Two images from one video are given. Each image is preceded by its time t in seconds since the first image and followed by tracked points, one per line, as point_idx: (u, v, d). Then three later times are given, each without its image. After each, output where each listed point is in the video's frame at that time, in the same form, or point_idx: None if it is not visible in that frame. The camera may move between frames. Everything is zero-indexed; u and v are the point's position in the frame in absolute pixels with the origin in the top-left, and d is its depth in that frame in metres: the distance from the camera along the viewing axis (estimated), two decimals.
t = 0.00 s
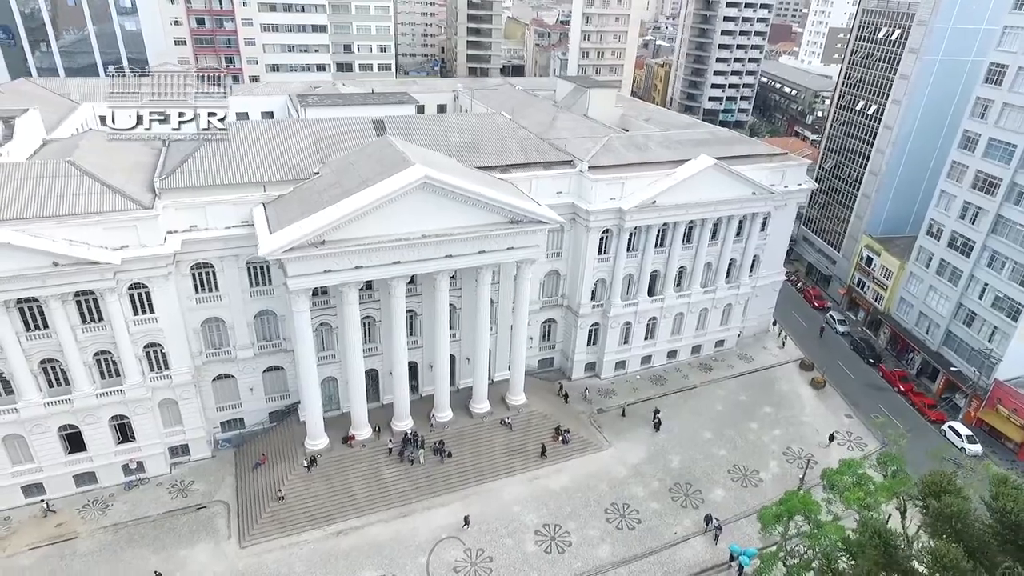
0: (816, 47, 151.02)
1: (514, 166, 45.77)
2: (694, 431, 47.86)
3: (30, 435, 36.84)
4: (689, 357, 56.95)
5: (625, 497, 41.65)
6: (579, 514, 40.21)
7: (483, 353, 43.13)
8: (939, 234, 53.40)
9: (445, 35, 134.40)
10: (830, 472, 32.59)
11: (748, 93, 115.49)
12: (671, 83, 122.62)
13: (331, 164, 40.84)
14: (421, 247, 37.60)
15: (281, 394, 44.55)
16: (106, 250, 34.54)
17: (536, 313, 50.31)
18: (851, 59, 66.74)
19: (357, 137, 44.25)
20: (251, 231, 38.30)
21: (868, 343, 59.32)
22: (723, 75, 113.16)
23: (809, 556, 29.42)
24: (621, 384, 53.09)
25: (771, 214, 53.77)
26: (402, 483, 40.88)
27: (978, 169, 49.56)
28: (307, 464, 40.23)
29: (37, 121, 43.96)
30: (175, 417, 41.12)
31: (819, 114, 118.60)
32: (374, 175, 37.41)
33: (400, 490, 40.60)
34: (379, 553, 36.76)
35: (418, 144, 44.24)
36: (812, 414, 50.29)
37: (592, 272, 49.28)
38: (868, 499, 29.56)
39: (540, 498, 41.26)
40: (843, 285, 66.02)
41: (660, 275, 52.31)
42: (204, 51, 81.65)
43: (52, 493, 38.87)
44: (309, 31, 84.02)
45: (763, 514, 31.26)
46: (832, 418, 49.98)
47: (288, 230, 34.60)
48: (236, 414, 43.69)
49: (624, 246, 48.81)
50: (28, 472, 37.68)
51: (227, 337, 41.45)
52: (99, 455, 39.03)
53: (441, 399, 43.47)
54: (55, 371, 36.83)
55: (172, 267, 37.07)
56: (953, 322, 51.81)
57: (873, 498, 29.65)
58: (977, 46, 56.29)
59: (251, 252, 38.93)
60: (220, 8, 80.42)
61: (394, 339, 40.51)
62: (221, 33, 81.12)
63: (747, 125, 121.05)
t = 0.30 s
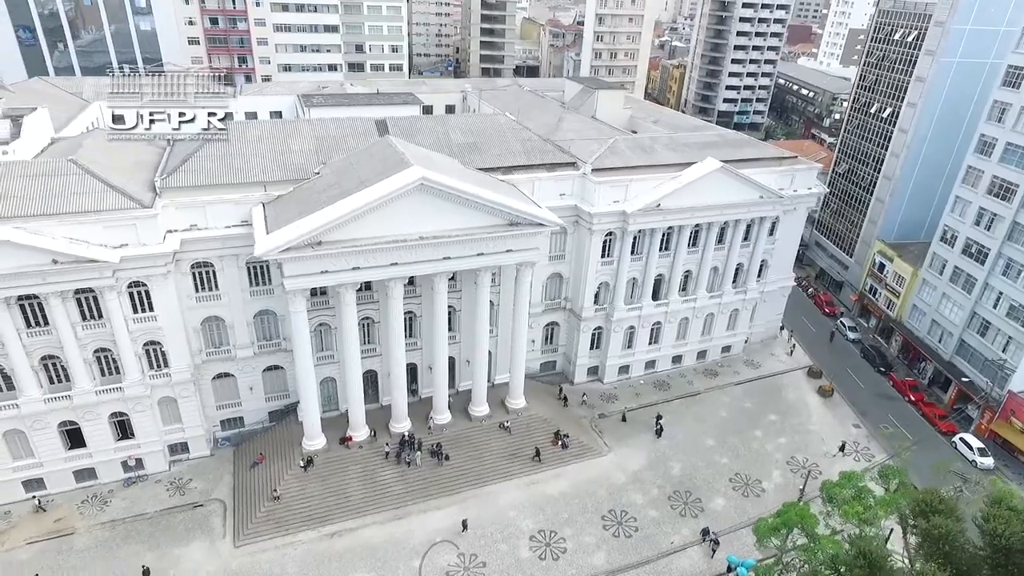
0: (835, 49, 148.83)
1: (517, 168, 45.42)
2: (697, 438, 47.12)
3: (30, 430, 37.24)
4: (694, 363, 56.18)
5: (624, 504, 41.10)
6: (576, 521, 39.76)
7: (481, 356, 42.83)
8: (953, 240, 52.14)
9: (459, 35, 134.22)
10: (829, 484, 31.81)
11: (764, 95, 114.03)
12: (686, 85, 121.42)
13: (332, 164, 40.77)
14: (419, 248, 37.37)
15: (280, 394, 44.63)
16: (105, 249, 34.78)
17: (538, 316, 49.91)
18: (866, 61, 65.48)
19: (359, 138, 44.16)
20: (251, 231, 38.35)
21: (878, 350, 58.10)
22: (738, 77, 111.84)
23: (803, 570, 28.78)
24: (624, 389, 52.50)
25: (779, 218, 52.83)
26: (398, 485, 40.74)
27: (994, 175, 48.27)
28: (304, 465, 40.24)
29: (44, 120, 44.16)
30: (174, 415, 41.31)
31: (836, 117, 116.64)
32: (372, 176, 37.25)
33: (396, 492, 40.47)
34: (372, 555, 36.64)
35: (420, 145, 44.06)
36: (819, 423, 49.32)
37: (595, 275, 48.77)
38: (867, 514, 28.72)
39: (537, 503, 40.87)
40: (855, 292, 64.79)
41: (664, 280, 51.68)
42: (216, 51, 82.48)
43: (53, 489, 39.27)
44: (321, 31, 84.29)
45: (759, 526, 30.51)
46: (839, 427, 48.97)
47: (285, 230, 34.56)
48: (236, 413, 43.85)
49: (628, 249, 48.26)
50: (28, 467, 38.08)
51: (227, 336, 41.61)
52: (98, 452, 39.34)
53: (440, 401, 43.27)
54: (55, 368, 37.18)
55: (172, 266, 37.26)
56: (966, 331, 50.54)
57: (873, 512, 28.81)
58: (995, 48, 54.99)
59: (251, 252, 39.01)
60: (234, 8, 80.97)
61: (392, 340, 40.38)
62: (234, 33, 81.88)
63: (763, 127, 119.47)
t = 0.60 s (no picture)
0: (849, 50, 147.07)
1: (515, 169, 45.10)
2: (695, 445, 46.48)
3: (25, 427, 37.46)
4: (695, 368, 55.49)
5: (618, 511, 40.60)
6: (568, 527, 39.31)
7: (476, 359, 42.52)
8: (961, 247, 51.05)
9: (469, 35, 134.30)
10: (823, 495, 31.20)
11: (775, 97, 112.82)
12: (696, 86, 120.42)
13: (327, 165, 40.68)
14: (412, 250, 37.12)
15: (276, 394, 44.61)
16: (99, 248, 34.91)
17: (536, 319, 49.51)
18: (876, 63, 64.38)
19: (356, 139, 44.07)
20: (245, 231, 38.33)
21: (884, 358, 57.03)
22: (749, 78, 110.73)
23: None
24: (623, 394, 51.96)
25: (783, 222, 52.00)
26: (390, 488, 40.52)
27: (1004, 180, 47.19)
28: (296, 466, 40.16)
29: (48, 119, 44.56)
30: (169, 414, 41.38)
31: (849, 119, 115.10)
32: (366, 177, 37.09)
33: (388, 495, 40.27)
34: (362, 559, 36.45)
35: (417, 146, 43.89)
36: (820, 431, 48.49)
37: (593, 278, 48.30)
38: (860, 528, 28.12)
39: (530, 508, 40.48)
40: (862, 297, 63.71)
41: (665, 283, 51.09)
42: (224, 50, 82.94)
43: (48, 485, 39.51)
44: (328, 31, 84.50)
45: (750, 537, 29.94)
46: (841, 436, 48.07)
47: (277, 230, 34.45)
48: (231, 413, 43.90)
49: (627, 252, 47.74)
50: (22, 464, 38.32)
51: (222, 336, 41.64)
52: (92, 450, 39.51)
53: (434, 404, 43.02)
54: (50, 365, 37.39)
55: (166, 266, 37.32)
56: (974, 339, 49.46)
57: (866, 526, 28.19)
58: (1008, 50, 53.80)
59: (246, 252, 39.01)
60: (242, 8, 81.35)
61: (385, 342, 40.21)
62: (242, 33, 82.24)
63: (775, 129, 118.17)
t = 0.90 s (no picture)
0: (862, 52, 145.36)
1: (511, 171, 44.75)
2: (691, 451, 45.86)
3: (17, 425, 37.58)
4: (695, 373, 54.82)
5: (610, 517, 40.10)
6: (559, 532, 38.87)
7: (468, 362, 42.20)
8: (967, 252, 50.09)
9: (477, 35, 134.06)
10: (814, 506, 30.53)
11: (784, 98, 111.64)
12: (705, 87, 119.37)
13: (320, 165, 40.53)
14: (402, 251, 36.83)
15: (269, 394, 44.52)
16: (90, 247, 34.96)
17: (532, 321, 49.08)
18: (883, 65, 63.44)
19: (351, 139, 43.89)
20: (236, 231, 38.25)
21: (888, 364, 56.08)
22: (758, 80, 109.55)
23: None
24: (620, 398, 51.43)
25: (784, 225, 51.25)
26: (380, 490, 40.28)
27: (1011, 184, 46.20)
28: (286, 466, 40.05)
29: (46, 118, 44.76)
30: (161, 413, 41.41)
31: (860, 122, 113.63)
32: (358, 177, 36.88)
33: (377, 497, 40.02)
34: (349, 561, 36.21)
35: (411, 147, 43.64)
36: (819, 438, 47.71)
37: (590, 281, 47.82)
38: (850, 542, 27.49)
39: (521, 513, 40.06)
40: (867, 302, 62.74)
41: (663, 287, 50.53)
42: (229, 50, 83.11)
43: (40, 483, 39.65)
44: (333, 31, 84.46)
45: (737, 548, 29.33)
46: (840, 443, 47.28)
47: (266, 231, 34.29)
48: (225, 412, 43.91)
49: (624, 255, 47.23)
50: (15, 461, 38.45)
51: (215, 336, 41.63)
52: (84, 448, 39.57)
53: (426, 406, 42.77)
54: (42, 363, 37.51)
55: (158, 265, 37.32)
56: (979, 347, 48.48)
57: (856, 540, 27.55)
58: (1016, 51, 52.88)
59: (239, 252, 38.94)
60: (247, 8, 81.46)
61: (376, 344, 40.02)
62: (247, 33, 82.39)
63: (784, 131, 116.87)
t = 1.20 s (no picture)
0: (878, 53, 143.19)
1: (508, 171, 44.42)
2: (689, 457, 45.19)
3: (11, 421, 37.83)
4: (695, 378, 54.07)
5: (602, 523, 39.57)
6: (550, 538, 38.41)
7: (462, 364, 41.85)
8: (976, 258, 48.91)
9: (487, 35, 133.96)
10: (806, 517, 29.85)
11: (795, 100, 110.26)
12: (715, 89, 118.31)
13: (315, 165, 40.45)
14: (394, 252, 36.57)
15: (264, 393, 44.47)
16: (83, 245, 35.06)
17: (529, 323, 48.62)
18: (894, 66, 62.24)
19: (348, 139, 43.76)
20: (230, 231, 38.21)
21: (894, 372, 54.92)
22: (769, 81, 108.33)
23: None
24: (618, 402, 50.84)
25: (788, 229, 50.37)
26: (372, 492, 40.03)
27: (1021, 189, 45.03)
28: (278, 466, 39.94)
29: (47, 116, 45.00)
30: (155, 411, 41.51)
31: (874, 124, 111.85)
32: (351, 177, 36.71)
33: (369, 499, 39.78)
34: (337, 563, 35.97)
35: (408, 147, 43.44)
36: (820, 446, 46.81)
37: (588, 284, 47.28)
38: (840, 555, 26.79)
39: (513, 518, 39.65)
40: (874, 308, 61.58)
41: (664, 290, 49.87)
42: (238, 49, 83.61)
43: (35, 479, 39.90)
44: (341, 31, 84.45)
45: (726, 559, 28.74)
46: (842, 452, 46.33)
47: (256, 230, 34.20)
48: (219, 411, 43.94)
49: (623, 257, 46.64)
50: (9, 457, 38.70)
51: (210, 334, 41.66)
52: (78, 444, 39.75)
53: (420, 408, 42.49)
54: (36, 360, 37.72)
55: (152, 264, 37.36)
56: (987, 355, 47.31)
57: (847, 554, 26.84)
58: None
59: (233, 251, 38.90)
60: (255, 8, 81.89)
61: (369, 345, 39.84)
62: (255, 32, 82.89)
63: (795, 133, 115.37)
